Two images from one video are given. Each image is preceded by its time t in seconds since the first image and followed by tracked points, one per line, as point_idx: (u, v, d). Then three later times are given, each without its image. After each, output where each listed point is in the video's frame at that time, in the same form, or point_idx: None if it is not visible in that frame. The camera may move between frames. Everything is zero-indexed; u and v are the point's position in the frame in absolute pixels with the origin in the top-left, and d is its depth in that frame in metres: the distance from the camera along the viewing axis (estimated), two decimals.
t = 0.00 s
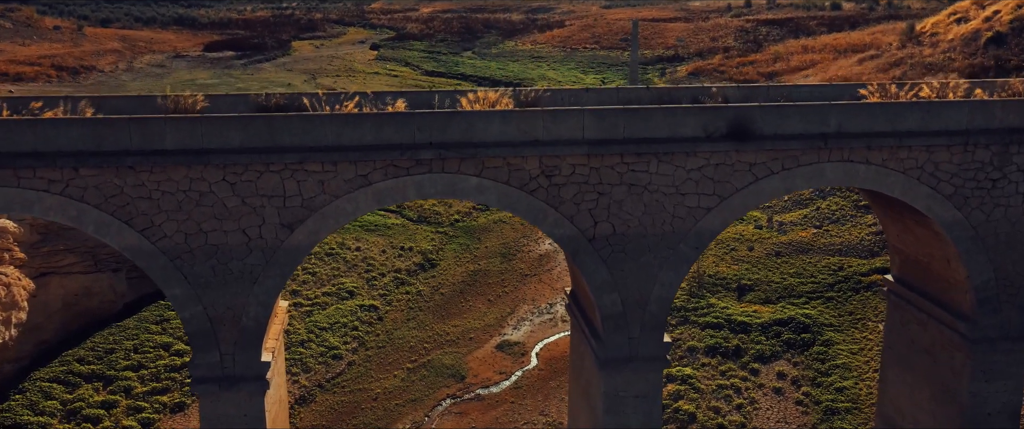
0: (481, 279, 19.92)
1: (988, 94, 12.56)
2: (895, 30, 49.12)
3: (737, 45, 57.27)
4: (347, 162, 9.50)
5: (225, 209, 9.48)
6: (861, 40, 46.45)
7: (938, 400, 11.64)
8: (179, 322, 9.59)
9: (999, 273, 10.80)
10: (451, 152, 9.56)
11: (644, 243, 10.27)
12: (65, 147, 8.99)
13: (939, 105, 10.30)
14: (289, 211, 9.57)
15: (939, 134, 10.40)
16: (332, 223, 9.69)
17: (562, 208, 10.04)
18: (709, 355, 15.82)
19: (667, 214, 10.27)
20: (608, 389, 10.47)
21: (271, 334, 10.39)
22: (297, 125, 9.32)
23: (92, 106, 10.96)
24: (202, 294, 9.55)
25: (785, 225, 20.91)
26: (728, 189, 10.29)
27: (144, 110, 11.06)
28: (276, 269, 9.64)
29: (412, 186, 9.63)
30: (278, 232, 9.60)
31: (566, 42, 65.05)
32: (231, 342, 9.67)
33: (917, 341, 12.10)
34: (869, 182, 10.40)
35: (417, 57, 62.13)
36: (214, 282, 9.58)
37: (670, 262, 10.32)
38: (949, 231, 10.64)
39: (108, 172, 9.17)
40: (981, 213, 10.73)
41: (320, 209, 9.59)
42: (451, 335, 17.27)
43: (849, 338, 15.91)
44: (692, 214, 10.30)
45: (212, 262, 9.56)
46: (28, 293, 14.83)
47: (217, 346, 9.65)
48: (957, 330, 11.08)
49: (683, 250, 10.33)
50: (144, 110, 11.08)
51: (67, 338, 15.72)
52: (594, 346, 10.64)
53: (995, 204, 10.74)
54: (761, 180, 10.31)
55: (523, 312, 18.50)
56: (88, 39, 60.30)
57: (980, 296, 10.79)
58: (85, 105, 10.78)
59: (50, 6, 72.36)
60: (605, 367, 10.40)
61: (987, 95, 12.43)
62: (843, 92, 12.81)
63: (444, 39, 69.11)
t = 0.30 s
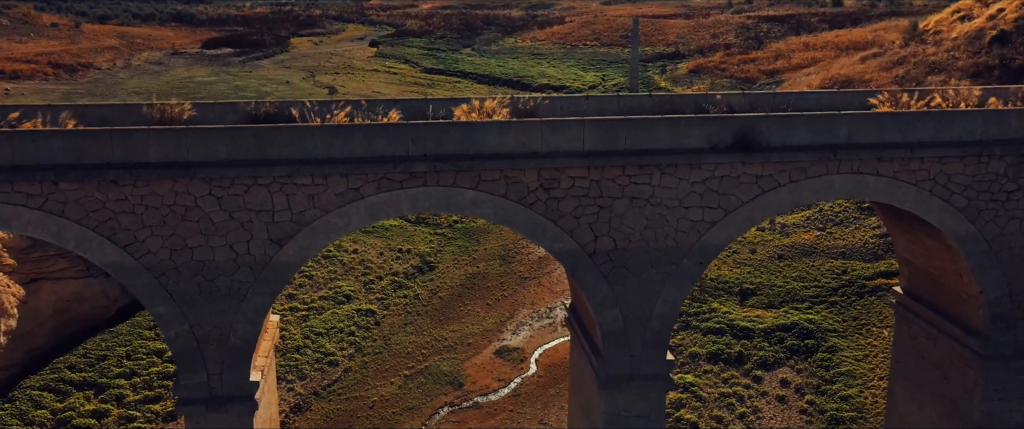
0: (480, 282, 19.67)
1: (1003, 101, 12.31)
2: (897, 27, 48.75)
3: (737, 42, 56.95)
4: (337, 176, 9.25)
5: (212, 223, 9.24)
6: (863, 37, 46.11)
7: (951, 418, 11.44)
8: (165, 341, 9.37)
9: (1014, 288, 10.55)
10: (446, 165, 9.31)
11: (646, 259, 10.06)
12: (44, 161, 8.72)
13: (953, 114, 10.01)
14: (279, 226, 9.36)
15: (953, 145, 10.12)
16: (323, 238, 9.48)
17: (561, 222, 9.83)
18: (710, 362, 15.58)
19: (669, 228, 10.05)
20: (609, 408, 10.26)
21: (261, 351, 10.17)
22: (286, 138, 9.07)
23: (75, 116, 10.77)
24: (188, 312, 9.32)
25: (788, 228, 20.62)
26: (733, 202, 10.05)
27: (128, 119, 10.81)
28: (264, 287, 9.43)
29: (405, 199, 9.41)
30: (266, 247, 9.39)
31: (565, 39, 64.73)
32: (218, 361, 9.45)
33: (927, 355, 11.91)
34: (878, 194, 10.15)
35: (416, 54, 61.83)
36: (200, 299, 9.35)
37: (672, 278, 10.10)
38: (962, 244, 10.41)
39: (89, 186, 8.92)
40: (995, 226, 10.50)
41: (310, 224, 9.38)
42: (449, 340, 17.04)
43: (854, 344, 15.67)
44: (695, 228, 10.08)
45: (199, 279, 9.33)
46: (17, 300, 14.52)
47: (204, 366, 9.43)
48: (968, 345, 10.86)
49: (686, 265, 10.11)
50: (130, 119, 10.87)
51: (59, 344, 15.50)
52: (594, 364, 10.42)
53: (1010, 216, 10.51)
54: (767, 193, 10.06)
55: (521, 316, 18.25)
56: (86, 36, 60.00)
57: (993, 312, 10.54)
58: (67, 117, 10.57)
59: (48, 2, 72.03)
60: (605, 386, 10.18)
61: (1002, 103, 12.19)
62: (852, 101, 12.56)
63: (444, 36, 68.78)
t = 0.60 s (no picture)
0: (478, 286, 19.38)
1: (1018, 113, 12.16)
2: (899, 26, 48.47)
3: (738, 40, 56.67)
4: (327, 192, 9.03)
5: (196, 242, 9.02)
6: (865, 36, 45.82)
7: None
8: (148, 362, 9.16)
9: None
10: (440, 180, 9.09)
11: (648, 276, 9.84)
12: (23, 176, 8.55)
13: (966, 127, 9.78)
14: (266, 244, 9.13)
15: (966, 158, 9.88)
16: (313, 256, 9.25)
17: (559, 239, 9.61)
18: (712, 371, 15.35)
19: (673, 245, 9.83)
20: None
21: (249, 372, 9.97)
22: (272, 152, 8.85)
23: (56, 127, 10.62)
24: (173, 333, 9.12)
25: (789, 231, 20.35)
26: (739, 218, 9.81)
27: (113, 130, 10.65)
28: (251, 307, 9.21)
29: (398, 216, 9.18)
30: (254, 266, 9.16)
31: (565, 37, 64.42)
32: (204, 383, 9.25)
33: (937, 372, 11.75)
34: (889, 209, 9.90)
35: (415, 52, 61.52)
36: (185, 320, 9.14)
37: (675, 296, 9.90)
38: (976, 261, 10.17)
39: (69, 203, 8.70)
40: (1009, 242, 10.27)
41: (299, 242, 9.15)
42: (446, 347, 16.80)
43: (857, 352, 15.44)
44: (700, 244, 9.85)
45: (184, 299, 9.12)
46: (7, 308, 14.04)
47: (189, 389, 9.23)
48: (982, 364, 10.70)
49: (689, 283, 9.90)
50: (115, 130, 10.73)
51: (49, 351, 15.24)
52: (594, 384, 10.22)
53: None
54: (774, 208, 9.82)
55: (520, 322, 17.98)
56: (83, 34, 59.69)
57: (1008, 330, 10.34)
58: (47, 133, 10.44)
59: (46, 0, 71.83)
60: (605, 407, 9.98)
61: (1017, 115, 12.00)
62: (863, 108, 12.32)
63: (443, 34, 68.44)
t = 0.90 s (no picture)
0: (477, 291, 19.02)
1: None
2: (902, 25, 48.23)
3: (739, 40, 56.41)
4: (316, 209, 9.14)
5: (180, 262, 9.14)
6: (867, 36, 45.56)
7: None
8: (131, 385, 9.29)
9: None
10: (434, 197, 9.21)
11: (651, 296, 9.99)
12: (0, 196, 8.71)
13: (981, 142, 9.92)
14: (252, 265, 9.26)
15: (981, 175, 10.01)
16: (301, 277, 9.37)
17: (558, 259, 9.76)
18: (715, 381, 15.09)
19: (676, 265, 9.97)
20: None
21: (236, 395, 10.12)
22: (258, 170, 9.00)
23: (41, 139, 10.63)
24: (155, 357, 9.23)
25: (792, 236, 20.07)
26: (744, 237, 9.96)
27: (96, 143, 10.76)
28: (237, 330, 9.34)
29: (390, 235, 9.32)
30: (239, 288, 9.30)
31: (566, 36, 64.14)
32: (187, 408, 9.38)
33: (948, 392, 11.91)
34: (901, 227, 10.05)
35: (415, 52, 61.24)
36: (168, 344, 9.25)
37: (679, 317, 10.05)
38: (991, 280, 10.29)
39: (45, 223, 8.82)
40: None
41: (286, 262, 9.29)
42: (444, 356, 16.54)
43: (862, 361, 15.22)
44: (703, 264, 10.00)
45: (166, 322, 9.24)
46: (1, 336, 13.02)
47: (172, 413, 9.36)
48: (996, 385, 10.83)
49: (693, 304, 10.04)
50: (99, 140, 10.82)
51: (39, 362, 14.74)
52: (595, 409, 10.42)
53: None
54: (781, 226, 9.97)
55: (520, 329, 17.69)
56: (81, 34, 59.40)
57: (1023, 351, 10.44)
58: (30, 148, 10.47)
59: (44, 0, 71.69)
60: None
61: None
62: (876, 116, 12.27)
63: (442, 33, 68.12)
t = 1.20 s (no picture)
0: (475, 299, 18.69)
1: None
2: (903, 27, 48.00)
3: (740, 41, 56.21)
4: (306, 231, 9.53)
5: (163, 286, 9.49)
6: (869, 38, 45.37)
7: None
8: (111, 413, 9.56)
9: None
10: (427, 218, 9.60)
11: (654, 321, 10.26)
12: None
13: (998, 161, 10.20)
14: (237, 290, 9.61)
15: (994, 194, 10.32)
16: (288, 301, 9.72)
17: (558, 282, 10.08)
18: (717, 393, 14.81)
19: (680, 288, 10.29)
20: None
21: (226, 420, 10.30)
22: (244, 191, 9.39)
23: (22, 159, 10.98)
24: (135, 385, 9.51)
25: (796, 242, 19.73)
26: (752, 258, 10.30)
27: (78, 161, 11.07)
28: (222, 356, 9.63)
29: (381, 257, 9.69)
30: (224, 313, 9.63)
31: (566, 37, 63.86)
32: None
33: (960, 413, 12.26)
34: (914, 247, 10.36)
35: (414, 53, 60.98)
36: (150, 371, 9.55)
37: (683, 343, 10.32)
38: (1005, 301, 10.60)
39: (24, 246, 9.18)
40: None
41: (273, 287, 9.64)
42: (441, 366, 16.29)
43: (866, 372, 14.96)
44: (709, 287, 10.32)
45: (148, 348, 9.54)
46: None
47: None
48: (1010, 409, 11.19)
49: (697, 328, 10.34)
50: (79, 158, 11.12)
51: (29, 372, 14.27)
52: None
53: None
54: (790, 246, 10.31)
55: (519, 338, 17.41)
56: (79, 35, 59.14)
57: None
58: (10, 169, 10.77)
59: (43, 2, 71.62)
60: None
61: None
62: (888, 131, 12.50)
63: (442, 34, 67.89)
